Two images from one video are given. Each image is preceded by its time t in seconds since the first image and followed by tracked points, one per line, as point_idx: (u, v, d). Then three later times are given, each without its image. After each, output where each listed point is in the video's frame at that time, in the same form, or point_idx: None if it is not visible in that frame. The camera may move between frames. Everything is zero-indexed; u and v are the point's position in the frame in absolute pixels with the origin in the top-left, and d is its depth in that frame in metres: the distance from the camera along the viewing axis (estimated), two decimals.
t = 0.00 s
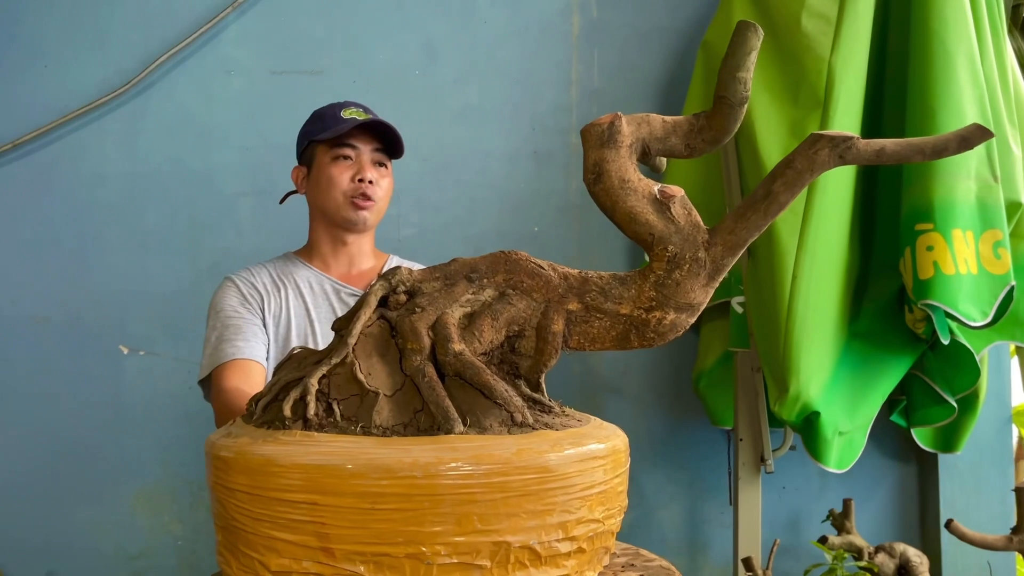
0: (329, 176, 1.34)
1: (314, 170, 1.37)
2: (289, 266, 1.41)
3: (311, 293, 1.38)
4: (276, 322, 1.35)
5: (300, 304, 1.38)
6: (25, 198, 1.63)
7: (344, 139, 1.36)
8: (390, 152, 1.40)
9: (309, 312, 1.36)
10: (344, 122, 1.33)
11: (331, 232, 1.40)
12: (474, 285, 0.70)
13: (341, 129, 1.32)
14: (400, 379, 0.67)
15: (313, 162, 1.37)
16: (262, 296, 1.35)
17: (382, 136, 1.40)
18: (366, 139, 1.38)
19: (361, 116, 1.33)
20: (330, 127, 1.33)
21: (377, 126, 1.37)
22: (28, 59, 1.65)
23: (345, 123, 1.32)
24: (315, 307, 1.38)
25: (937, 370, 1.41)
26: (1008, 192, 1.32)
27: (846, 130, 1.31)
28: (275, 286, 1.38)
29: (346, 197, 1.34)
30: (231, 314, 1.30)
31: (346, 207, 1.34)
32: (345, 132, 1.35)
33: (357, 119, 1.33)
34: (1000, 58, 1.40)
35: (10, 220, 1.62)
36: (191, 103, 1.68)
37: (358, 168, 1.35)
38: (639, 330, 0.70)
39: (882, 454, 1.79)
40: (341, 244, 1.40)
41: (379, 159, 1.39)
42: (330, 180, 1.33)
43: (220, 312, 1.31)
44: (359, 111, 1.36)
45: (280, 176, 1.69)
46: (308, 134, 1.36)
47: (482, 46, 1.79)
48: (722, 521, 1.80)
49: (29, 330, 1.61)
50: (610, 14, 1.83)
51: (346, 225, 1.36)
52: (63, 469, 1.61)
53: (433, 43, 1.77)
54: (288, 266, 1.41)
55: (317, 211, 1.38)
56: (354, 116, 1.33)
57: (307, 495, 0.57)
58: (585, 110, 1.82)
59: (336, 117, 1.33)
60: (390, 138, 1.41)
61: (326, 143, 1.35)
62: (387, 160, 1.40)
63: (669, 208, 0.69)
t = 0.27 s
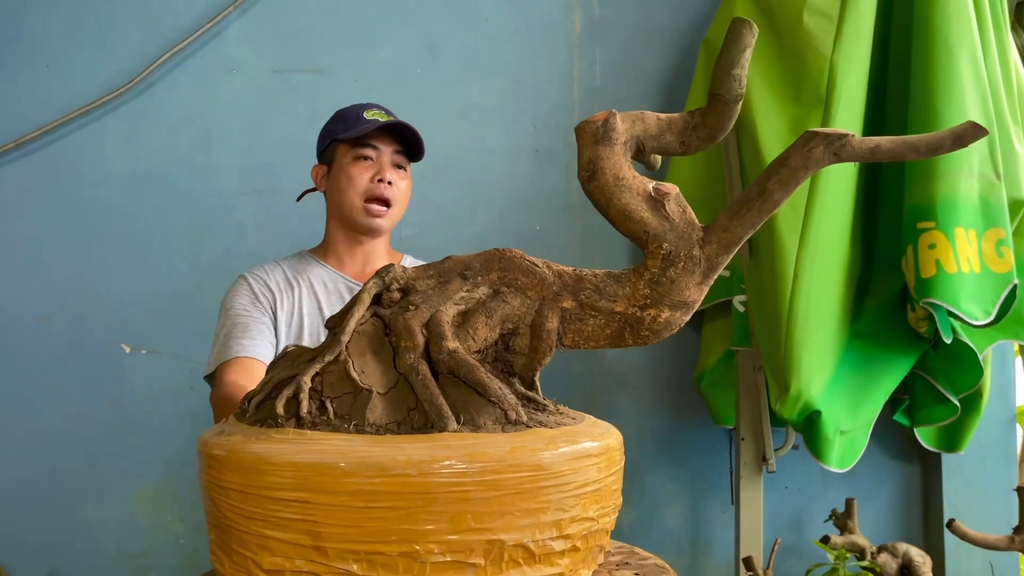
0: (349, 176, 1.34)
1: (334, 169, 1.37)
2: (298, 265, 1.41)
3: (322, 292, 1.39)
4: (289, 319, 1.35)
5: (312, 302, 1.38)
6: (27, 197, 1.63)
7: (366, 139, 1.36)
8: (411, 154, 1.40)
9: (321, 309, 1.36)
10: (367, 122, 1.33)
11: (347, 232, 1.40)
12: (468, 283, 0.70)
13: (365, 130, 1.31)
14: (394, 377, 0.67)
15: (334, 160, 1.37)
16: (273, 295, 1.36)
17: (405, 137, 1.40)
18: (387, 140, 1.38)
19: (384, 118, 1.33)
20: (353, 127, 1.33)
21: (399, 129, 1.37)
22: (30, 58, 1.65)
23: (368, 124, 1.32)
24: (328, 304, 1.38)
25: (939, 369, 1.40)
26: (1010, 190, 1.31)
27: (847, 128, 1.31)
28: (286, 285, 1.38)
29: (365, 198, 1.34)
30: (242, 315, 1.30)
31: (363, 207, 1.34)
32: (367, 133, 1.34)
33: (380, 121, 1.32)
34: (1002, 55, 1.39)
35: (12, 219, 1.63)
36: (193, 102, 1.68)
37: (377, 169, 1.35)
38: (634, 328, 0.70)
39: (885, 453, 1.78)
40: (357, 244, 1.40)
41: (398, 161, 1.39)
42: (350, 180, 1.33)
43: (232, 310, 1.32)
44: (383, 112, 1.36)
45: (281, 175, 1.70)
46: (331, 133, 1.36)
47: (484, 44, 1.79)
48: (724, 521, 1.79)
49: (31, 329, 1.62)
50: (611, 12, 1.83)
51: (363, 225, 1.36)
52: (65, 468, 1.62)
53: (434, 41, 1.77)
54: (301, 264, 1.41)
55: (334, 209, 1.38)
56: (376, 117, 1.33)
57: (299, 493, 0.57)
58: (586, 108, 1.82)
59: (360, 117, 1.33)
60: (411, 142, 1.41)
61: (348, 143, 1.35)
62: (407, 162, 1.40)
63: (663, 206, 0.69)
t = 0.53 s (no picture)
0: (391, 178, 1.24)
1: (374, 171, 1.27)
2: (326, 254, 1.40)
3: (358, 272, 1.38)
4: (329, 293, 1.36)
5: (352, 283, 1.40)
6: (28, 196, 1.63)
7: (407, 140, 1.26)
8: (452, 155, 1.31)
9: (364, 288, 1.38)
10: (409, 124, 1.23)
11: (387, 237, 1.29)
12: (467, 282, 0.70)
13: (406, 132, 1.22)
14: (392, 376, 0.66)
15: (375, 162, 1.27)
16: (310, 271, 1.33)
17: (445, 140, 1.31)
18: (428, 141, 1.29)
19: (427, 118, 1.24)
20: (395, 128, 1.22)
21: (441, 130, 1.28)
22: (30, 57, 1.65)
23: (411, 125, 1.22)
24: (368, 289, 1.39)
25: (942, 369, 1.40)
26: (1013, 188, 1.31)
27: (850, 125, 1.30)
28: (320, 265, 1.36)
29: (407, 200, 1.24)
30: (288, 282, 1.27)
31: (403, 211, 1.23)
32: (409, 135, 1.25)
33: (422, 122, 1.23)
34: (1005, 53, 1.39)
35: (13, 219, 1.63)
36: (194, 101, 1.68)
37: (419, 171, 1.26)
38: (634, 328, 0.70)
39: (887, 452, 1.78)
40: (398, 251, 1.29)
41: (439, 163, 1.30)
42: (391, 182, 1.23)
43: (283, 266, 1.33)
44: (425, 113, 1.26)
45: (283, 174, 1.69)
46: (371, 134, 1.26)
47: (485, 43, 1.78)
48: (726, 520, 1.79)
49: (32, 329, 1.62)
50: (613, 11, 1.82)
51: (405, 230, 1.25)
52: (66, 467, 1.62)
53: (436, 40, 1.77)
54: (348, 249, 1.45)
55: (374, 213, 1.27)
56: (419, 116, 1.24)
57: (296, 494, 0.57)
58: (588, 107, 1.81)
59: (402, 116, 1.23)
60: (452, 143, 1.31)
61: (389, 144, 1.25)
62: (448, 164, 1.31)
63: (663, 204, 0.69)
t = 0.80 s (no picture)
0: (432, 191, 1.28)
1: (421, 182, 1.32)
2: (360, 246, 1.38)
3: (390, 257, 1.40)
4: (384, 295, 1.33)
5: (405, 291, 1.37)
6: (25, 196, 1.62)
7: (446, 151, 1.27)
8: (496, 158, 1.29)
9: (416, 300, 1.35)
10: (446, 134, 1.22)
11: (439, 241, 1.36)
12: (466, 283, 0.70)
13: (442, 144, 1.22)
14: (390, 379, 0.66)
15: (421, 173, 1.31)
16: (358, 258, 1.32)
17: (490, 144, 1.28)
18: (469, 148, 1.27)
19: (460, 128, 1.21)
20: (434, 141, 1.23)
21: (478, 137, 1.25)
22: (28, 57, 1.64)
23: (448, 136, 1.21)
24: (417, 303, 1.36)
25: (944, 369, 1.39)
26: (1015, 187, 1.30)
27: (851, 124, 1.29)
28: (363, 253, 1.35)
29: (449, 211, 1.29)
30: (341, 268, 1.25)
31: (449, 221, 1.29)
32: (448, 145, 1.24)
33: (460, 132, 1.21)
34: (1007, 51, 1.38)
35: (10, 219, 1.62)
36: (192, 100, 1.67)
37: (459, 181, 1.28)
38: (635, 329, 0.69)
39: (888, 452, 1.77)
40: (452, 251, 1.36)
41: (481, 167, 1.29)
42: (432, 195, 1.28)
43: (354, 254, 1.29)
44: (465, 120, 1.24)
45: (281, 174, 1.69)
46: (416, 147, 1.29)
47: (485, 42, 1.78)
48: (727, 521, 1.78)
49: (29, 329, 1.61)
50: (613, 9, 1.82)
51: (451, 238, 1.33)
52: (65, 468, 1.61)
53: (435, 38, 1.76)
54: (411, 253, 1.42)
55: (425, 222, 1.33)
56: (454, 127, 1.22)
57: (293, 499, 0.56)
58: (588, 106, 1.81)
59: (438, 129, 1.23)
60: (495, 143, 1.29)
61: (430, 158, 1.27)
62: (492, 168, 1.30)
63: (664, 205, 0.68)
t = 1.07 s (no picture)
0: (427, 189, 1.27)
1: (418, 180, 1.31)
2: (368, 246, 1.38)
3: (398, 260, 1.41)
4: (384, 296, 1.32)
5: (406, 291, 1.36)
6: (23, 196, 1.62)
7: (437, 147, 1.25)
8: (489, 151, 1.26)
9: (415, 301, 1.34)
10: (436, 129, 1.22)
11: (441, 240, 1.35)
12: (467, 284, 0.69)
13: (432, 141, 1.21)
14: (391, 381, 0.65)
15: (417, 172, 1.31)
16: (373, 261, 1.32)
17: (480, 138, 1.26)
18: (460, 143, 1.25)
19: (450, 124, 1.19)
20: (425, 137, 1.23)
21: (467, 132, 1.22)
22: (25, 55, 1.63)
23: (437, 131, 1.21)
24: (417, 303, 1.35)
25: (944, 368, 1.39)
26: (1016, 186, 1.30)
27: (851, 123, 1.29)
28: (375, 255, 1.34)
29: (445, 207, 1.27)
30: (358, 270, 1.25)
31: (447, 217, 1.28)
32: (438, 140, 1.24)
33: (447, 126, 1.20)
34: (1008, 49, 1.38)
35: (7, 219, 1.61)
36: (189, 99, 1.67)
37: (452, 177, 1.25)
38: (637, 330, 0.69)
39: (888, 452, 1.77)
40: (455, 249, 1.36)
41: (475, 161, 1.27)
42: (428, 193, 1.27)
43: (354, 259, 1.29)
44: (454, 114, 1.21)
45: (279, 174, 1.68)
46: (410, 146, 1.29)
47: (484, 41, 1.77)
48: (726, 521, 1.78)
49: (26, 330, 1.60)
50: (612, 7, 1.81)
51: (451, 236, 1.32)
52: (62, 469, 1.60)
53: (434, 37, 1.75)
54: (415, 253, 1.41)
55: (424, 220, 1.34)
56: (444, 123, 1.20)
57: (293, 502, 0.56)
58: (587, 105, 1.80)
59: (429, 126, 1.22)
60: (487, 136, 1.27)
61: (423, 155, 1.27)
62: (485, 161, 1.27)
63: (666, 204, 0.68)
